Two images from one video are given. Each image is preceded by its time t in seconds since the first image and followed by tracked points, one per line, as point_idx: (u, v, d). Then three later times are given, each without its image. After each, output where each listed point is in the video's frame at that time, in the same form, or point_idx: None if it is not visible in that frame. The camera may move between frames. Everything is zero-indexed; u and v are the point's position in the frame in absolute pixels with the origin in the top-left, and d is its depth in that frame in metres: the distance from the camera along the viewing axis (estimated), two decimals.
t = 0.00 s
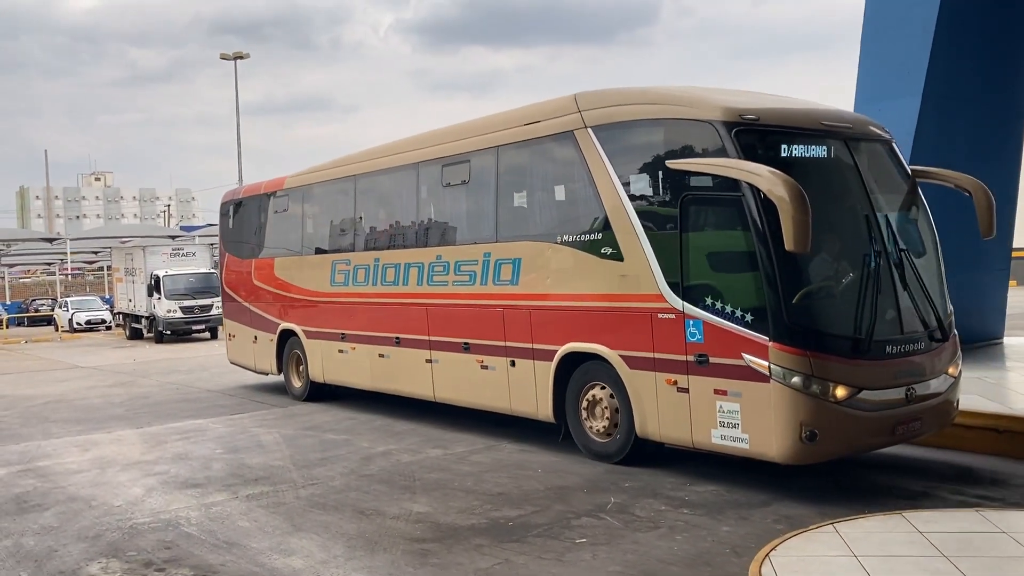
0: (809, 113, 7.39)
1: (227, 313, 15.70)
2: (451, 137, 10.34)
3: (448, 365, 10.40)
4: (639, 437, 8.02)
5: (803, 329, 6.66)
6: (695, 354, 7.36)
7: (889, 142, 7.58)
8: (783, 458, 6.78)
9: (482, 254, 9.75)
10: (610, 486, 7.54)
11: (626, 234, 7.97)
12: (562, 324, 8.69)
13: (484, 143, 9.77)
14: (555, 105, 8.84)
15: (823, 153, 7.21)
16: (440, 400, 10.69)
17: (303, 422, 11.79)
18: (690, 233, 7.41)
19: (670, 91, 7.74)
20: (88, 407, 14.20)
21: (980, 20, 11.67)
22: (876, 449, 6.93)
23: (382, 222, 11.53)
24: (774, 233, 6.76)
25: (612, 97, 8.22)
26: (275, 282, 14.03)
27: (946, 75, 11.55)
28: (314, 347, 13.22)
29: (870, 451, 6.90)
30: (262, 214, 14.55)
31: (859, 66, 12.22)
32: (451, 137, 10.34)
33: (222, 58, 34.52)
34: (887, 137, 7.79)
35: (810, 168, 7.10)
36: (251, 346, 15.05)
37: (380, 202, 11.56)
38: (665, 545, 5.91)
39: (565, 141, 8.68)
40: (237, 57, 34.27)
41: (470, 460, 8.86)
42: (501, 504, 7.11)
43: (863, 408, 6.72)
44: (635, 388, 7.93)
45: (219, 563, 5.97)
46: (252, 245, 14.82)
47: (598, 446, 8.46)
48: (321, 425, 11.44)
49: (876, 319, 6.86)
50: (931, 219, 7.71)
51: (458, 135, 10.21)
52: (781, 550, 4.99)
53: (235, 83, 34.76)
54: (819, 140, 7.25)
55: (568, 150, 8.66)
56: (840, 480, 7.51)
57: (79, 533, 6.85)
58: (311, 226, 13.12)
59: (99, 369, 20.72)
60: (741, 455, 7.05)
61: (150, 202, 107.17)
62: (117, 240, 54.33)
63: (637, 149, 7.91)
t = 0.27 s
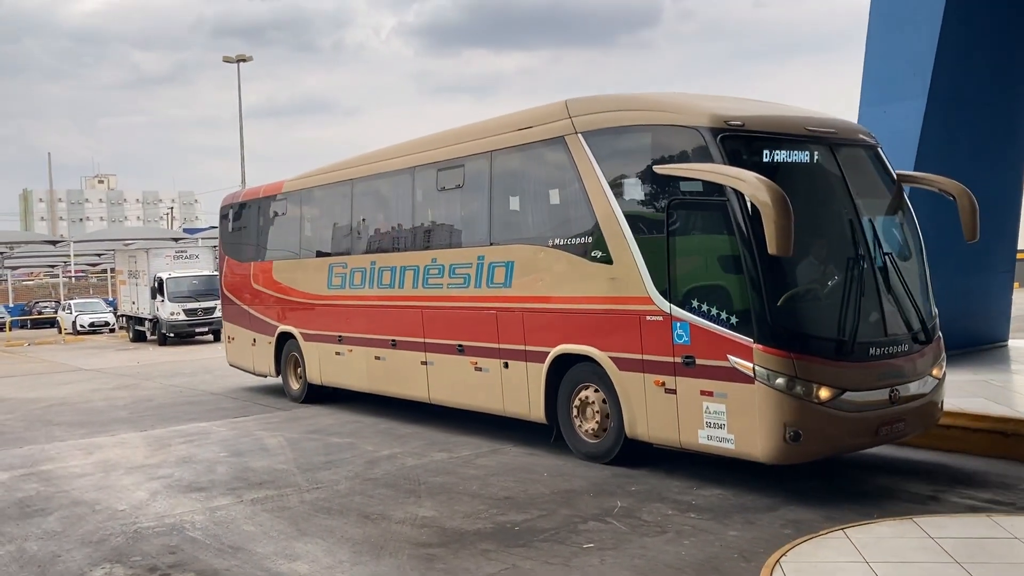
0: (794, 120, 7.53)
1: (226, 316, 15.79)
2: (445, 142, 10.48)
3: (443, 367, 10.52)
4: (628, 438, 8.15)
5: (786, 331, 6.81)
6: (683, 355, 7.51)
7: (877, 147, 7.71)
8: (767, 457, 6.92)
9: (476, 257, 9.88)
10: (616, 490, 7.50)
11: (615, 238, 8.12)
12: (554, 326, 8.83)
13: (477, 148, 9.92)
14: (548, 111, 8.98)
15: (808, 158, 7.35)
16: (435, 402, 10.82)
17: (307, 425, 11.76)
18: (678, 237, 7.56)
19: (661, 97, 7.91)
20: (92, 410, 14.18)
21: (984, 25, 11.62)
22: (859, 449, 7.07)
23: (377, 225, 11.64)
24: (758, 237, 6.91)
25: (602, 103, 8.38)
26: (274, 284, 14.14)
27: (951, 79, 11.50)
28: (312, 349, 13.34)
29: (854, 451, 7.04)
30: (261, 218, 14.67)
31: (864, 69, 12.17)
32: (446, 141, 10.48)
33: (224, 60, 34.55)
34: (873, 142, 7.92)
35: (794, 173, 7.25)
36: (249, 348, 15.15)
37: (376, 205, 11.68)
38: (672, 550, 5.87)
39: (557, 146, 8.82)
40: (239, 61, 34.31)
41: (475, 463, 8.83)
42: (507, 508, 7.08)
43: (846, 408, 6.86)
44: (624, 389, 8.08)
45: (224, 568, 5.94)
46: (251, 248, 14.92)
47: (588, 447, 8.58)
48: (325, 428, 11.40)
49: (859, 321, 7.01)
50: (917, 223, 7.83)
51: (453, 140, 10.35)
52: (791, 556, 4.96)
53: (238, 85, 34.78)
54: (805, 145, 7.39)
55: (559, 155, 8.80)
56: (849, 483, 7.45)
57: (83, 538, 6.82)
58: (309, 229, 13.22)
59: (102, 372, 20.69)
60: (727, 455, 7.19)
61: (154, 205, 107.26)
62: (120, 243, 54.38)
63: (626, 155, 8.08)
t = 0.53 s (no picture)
0: (781, 125, 7.62)
1: (224, 317, 15.87)
2: (439, 146, 10.57)
3: (438, 369, 10.61)
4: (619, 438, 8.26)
5: (773, 334, 6.88)
6: (671, 357, 7.60)
7: (865, 152, 7.80)
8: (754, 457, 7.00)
9: (470, 260, 9.98)
10: (623, 495, 7.45)
11: (606, 241, 8.21)
12: (546, 328, 8.92)
13: (470, 152, 10.00)
14: (540, 116, 9.06)
15: (794, 163, 7.44)
16: (430, 403, 10.92)
17: (311, 428, 11.70)
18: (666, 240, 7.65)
19: (649, 102, 7.98)
20: (94, 414, 14.13)
21: (990, 28, 11.57)
22: (846, 450, 7.14)
23: (373, 229, 11.74)
24: (745, 241, 6.99)
25: (593, 108, 8.47)
26: (272, 287, 14.23)
27: (958, 82, 11.44)
28: (310, 351, 13.44)
29: (840, 452, 7.11)
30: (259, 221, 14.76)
31: (870, 72, 12.12)
32: (439, 146, 10.57)
33: (227, 63, 34.48)
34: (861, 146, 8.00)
35: (780, 177, 7.34)
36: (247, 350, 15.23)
37: (372, 209, 11.77)
38: (681, 555, 5.81)
39: (549, 151, 8.90)
40: (241, 62, 34.27)
41: (481, 467, 8.77)
42: (513, 513, 7.02)
43: (832, 409, 6.93)
44: (614, 391, 8.18)
45: (229, 573, 5.89)
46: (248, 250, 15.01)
47: (580, 449, 8.67)
48: (329, 431, 11.36)
49: (845, 324, 7.07)
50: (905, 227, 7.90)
51: (447, 144, 10.44)
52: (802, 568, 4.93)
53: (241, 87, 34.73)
54: (792, 150, 7.48)
55: (551, 160, 8.89)
56: (858, 487, 7.40)
57: (86, 543, 6.77)
58: (306, 232, 13.31)
59: (104, 375, 20.65)
60: (714, 455, 7.28)
61: (155, 207, 107.29)
62: (122, 245, 54.30)
63: (617, 159, 8.16)
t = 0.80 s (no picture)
0: (766, 130, 7.73)
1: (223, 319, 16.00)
2: (432, 150, 10.68)
3: (432, 369, 10.70)
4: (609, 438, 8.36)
5: (758, 335, 6.98)
6: (658, 358, 7.70)
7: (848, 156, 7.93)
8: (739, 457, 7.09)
9: (463, 262, 10.09)
10: (628, 497, 7.42)
11: (595, 244, 8.31)
12: (537, 330, 9.03)
13: (463, 156, 10.12)
14: (531, 120, 9.16)
15: (778, 168, 7.56)
16: (425, 404, 11.02)
17: (314, 430, 11.68)
18: (654, 243, 7.75)
19: (638, 107, 8.10)
20: (98, 415, 14.11)
21: (999, 29, 11.50)
22: (831, 450, 7.23)
23: (368, 231, 11.86)
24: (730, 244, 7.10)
25: (583, 113, 8.57)
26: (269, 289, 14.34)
27: (964, 84, 11.41)
28: (307, 352, 13.54)
29: (825, 451, 7.20)
30: (257, 223, 14.89)
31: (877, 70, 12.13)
32: (433, 149, 10.68)
33: (230, 64, 34.48)
34: (847, 150, 8.11)
35: (764, 181, 7.46)
36: (246, 350, 15.31)
37: (367, 211, 11.89)
38: (688, 557, 5.80)
39: (539, 155, 9.01)
40: (244, 64, 34.29)
41: (485, 469, 8.75)
42: (518, 515, 7.00)
43: (816, 409, 7.03)
44: (603, 391, 8.28)
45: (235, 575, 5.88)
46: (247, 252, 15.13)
47: (572, 448, 8.78)
48: (332, 433, 11.34)
49: (829, 325, 7.17)
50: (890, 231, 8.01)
51: (440, 148, 10.55)
52: (810, 572, 4.98)
53: (244, 88, 34.74)
54: (777, 155, 7.61)
55: (541, 163, 9.00)
56: (864, 489, 7.37)
57: (91, 544, 6.76)
58: (304, 235, 13.42)
59: (107, 376, 20.64)
60: (701, 455, 7.38)
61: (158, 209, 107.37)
62: (125, 246, 54.29)
63: (606, 164, 8.26)
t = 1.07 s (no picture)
0: (752, 133, 7.86)
1: (225, 319, 16.21)
2: (428, 153, 10.84)
3: (428, 369, 10.87)
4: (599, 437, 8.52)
5: (742, 336, 7.13)
6: (646, 358, 7.86)
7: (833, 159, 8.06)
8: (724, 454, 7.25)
9: (457, 264, 10.26)
10: (634, 497, 7.42)
11: (585, 246, 8.46)
12: (529, 330, 9.19)
13: (457, 159, 10.26)
14: (523, 124, 9.31)
15: (764, 171, 7.70)
16: (420, 403, 11.18)
17: (319, 430, 11.69)
18: (642, 245, 7.90)
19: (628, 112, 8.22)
20: (103, 415, 14.14)
21: (1007, 29, 11.42)
22: (814, 447, 7.39)
23: (365, 233, 12.03)
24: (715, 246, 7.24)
25: (574, 116, 8.71)
26: (270, 290, 14.51)
27: (969, 84, 11.38)
28: (306, 352, 13.72)
29: (808, 449, 7.36)
30: (258, 224, 15.07)
31: (882, 69, 12.09)
32: (428, 152, 10.83)
33: (234, 64, 34.52)
34: (834, 153, 8.26)
35: (750, 184, 7.60)
36: (246, 350, 15.54)
37: (364, 213, 12.05)
38: (693, 558, 5.79)
39: (531, 158, 9.17)
40: (249, 65, 34.36)
41: (490, 469, 8.76)
42: (524, 515, 7.00)
43: (799, 408, 7.19)
44: (593, 390, 8.44)
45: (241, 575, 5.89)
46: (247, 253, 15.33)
47: (562, 446, 8.92)
48: (337, 433, 11.35)
49: (813, 325, 7.33)
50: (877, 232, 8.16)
51: (435, 151, 10.70)
52: (817, 574, 5.03)
53: (248, 89, 34.79)
54: (763, 158, 7.74)
55: (533, 166, 9.15)
56: (869, 490, 7.35)
57: (97, 544, 6.77)
58: (303, 236, 13.59)
59: (113, 377, 20.68)
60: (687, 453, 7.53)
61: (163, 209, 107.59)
62: (130, 247, 54.38)
63: (595, 167, 8.41)
